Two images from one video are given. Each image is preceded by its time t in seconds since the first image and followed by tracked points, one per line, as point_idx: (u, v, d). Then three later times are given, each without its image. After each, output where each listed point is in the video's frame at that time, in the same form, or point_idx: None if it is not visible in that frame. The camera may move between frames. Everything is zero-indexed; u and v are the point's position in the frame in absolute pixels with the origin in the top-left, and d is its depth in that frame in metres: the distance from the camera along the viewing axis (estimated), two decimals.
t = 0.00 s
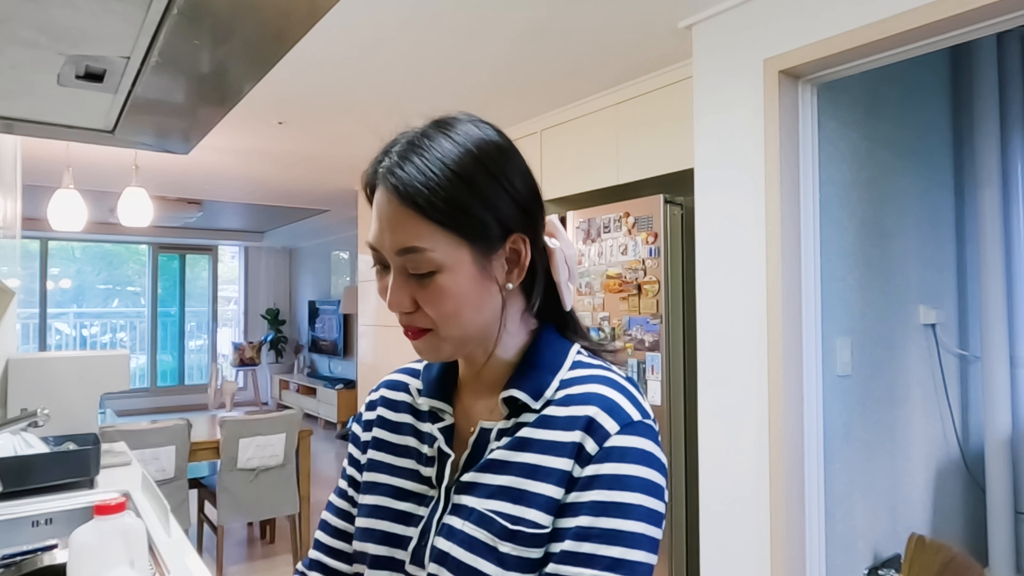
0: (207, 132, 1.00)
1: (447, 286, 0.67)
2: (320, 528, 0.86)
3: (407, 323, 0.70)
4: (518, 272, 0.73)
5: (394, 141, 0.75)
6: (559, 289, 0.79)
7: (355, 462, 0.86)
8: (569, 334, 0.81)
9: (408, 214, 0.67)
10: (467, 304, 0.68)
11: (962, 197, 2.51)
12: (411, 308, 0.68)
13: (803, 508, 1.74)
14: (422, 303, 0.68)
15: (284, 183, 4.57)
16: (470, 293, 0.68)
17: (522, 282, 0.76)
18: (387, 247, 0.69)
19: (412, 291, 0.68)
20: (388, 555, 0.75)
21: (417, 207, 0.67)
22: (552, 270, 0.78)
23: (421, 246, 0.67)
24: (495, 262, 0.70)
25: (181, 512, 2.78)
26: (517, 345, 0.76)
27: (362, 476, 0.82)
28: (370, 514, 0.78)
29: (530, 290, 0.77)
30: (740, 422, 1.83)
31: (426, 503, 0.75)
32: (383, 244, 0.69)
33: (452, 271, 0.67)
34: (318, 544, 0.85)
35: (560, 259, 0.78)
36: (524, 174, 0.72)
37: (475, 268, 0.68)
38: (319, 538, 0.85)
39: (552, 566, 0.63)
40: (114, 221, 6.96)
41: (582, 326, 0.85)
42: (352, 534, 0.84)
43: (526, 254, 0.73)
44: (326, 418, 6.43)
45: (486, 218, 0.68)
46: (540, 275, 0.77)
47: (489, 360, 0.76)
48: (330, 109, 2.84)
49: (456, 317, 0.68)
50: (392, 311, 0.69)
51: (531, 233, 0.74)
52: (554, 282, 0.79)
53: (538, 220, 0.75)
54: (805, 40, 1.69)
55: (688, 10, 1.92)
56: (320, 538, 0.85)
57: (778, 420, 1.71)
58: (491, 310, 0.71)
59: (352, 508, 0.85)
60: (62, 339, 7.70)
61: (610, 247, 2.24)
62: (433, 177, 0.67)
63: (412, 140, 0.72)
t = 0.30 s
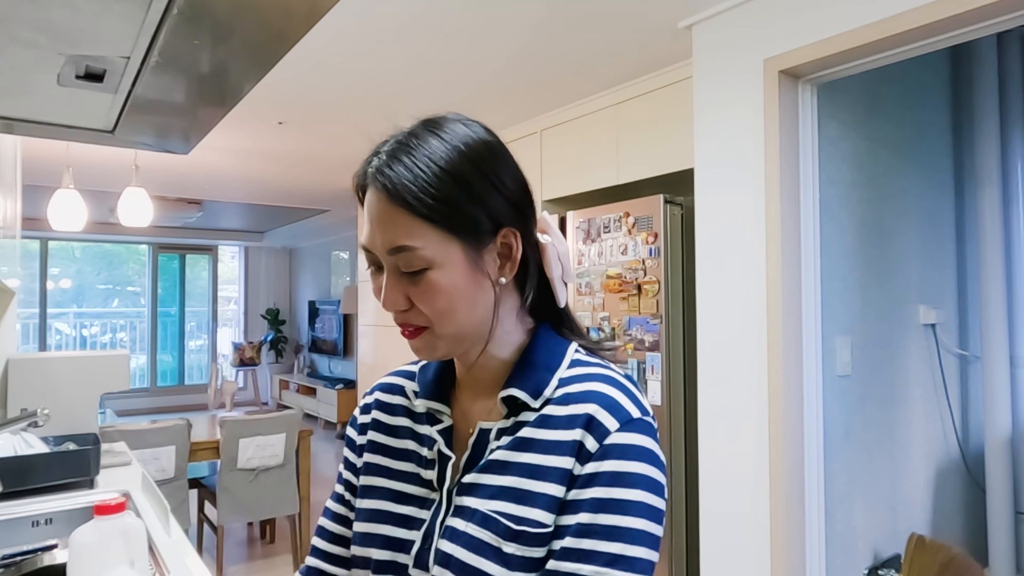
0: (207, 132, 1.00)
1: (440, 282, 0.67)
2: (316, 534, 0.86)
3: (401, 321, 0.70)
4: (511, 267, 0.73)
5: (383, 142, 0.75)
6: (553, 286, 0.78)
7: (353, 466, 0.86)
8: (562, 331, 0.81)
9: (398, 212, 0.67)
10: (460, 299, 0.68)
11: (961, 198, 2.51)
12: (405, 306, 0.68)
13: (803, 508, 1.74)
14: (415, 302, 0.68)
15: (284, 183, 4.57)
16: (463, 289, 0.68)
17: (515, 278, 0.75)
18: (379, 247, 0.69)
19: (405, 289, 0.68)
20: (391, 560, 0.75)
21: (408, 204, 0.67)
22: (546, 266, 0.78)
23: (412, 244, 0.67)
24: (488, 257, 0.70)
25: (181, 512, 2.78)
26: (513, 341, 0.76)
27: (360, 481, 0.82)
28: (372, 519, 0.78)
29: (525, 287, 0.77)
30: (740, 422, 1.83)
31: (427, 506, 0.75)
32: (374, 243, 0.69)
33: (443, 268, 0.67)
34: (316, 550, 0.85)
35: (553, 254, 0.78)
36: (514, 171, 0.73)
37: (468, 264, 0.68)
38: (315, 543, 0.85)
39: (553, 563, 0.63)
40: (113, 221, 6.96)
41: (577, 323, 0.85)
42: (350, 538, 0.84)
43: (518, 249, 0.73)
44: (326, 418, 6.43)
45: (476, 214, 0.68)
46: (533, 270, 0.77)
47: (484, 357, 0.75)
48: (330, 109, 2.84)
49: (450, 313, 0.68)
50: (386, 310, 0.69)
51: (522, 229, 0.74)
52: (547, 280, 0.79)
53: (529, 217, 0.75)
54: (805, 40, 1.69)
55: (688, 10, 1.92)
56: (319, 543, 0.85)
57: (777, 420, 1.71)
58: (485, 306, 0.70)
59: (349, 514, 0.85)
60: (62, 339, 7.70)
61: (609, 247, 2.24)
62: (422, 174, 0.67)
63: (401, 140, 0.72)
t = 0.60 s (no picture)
0: (207, 132, 1.00)
1: (386, 275, 0.67)
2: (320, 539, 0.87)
3: (368, 326, 0.70)
4: (460, 248, 0.71)
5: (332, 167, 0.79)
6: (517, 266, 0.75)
7: (347, 473, 0.87)
8: (546, 321, 0.80)
9: (339, 220, 0.69)
10: (412, 289, 0.67)
11: (961, 198, 2.51)
12: (365, 310, 0.69)
13: (803, 508, 1.74)
14: (367, 299, 0.68)
15: (284, 183, 4.57)
16: (409, 277, 0.67)
17: (472, 259, 0.73)
18: (331, 259, 0.70)
19: (359, 292, 0.68)
20: (381, 567, 0.75)
21: (345, 210, 0.68)
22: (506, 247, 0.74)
23: (352, 243, 0.68)
24: (432, 244, 0.70)
25: (181, 513, 2.78)
26: (489, 331, 0.75)
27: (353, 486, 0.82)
28: (362, 525, 0.78)
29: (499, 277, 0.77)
30: (740, 422, 1.83)
31: (416, 513, 0.75)
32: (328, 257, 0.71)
33: (384, 259, 0.67)
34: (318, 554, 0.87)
35: (507, 230, 0.73)
36: (444, 159, 0.73)
37: (411, 254, 0.68)
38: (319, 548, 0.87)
39: None
40: (114, 221, 6.96)
41: (568, 316, 0.84)
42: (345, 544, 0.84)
43: (461, 228, 0.71)
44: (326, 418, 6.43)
45: (412, 205, 0.69)
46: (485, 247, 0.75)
47: (461, 351, 0.75)
48: (330, 109, 2.84)
49: (399, 304, 0.67)
50: (350, 318, 0.70)
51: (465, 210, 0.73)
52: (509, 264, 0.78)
53: (473, 200, 0.75)
54: (805, 40, 1.69)
55: (689, 10, 1.92)
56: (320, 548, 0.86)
57: (778, 420, 1.71)
58: (438, 290, 0.69)
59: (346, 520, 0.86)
60: (62, 339, 7.70)
61: (610, 247, 2.24)
62: (352, 180, 0.69)
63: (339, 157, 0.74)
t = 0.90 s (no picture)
0: (207, 132, 1.00)
1: (382, 268, 0.67)
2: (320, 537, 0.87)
3: (365, 319, 0.70)
4: (459, 245, 0.71)
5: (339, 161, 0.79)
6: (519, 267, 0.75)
7: (351, 468, 0.87)
8: (548, 322, 0.80)
9: (340, 212, 0.69)
10: (407, 282, 0.67)
11: (962, 198, 2.51)
12: (361, 302, 0.69)
13: (803, 508, 1.74)
14: (364, 291, 0.68)
15: (284, 183, 4.57)
16: (405, 271, 0.67)
17: (472, 258, 0.73)
18: (331, 251, 0.71)
19: (356, 284, 0.69)
20: (381, 565, 0.74)
21: (346, 202, 0.69)
22: (508, 248, 0.74)
23: (351, 235, 0.68)
24: (431, 239, 0.70)
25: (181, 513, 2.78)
26: (487, 330, 0.75)
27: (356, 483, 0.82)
28: (364, 522, 0.78)
29: (501, 276, 0.77)
30: (740, 422, 1.83)
31: (417, 511, 0.75)
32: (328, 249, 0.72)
33: (381, 251, 0.67)
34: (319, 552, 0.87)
35: (511, 233, 0.74)
36: (449, 159, 0.74)
37: (409, 248, 0.68)
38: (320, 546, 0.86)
39: None
40: (114, 221, 6.96)
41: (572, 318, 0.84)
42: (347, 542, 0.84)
43: (460, 225, 0.71)
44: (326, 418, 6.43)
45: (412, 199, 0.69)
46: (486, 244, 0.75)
47: (460, 349, 0.75)
48: (330, 109, 2.84)
49: (394, 296, 0.67)
50: (347, 310, 0.70)
51: (466, 208, 0.73)
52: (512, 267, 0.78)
53: (476, 199, 0.74)
54: (805, 40, 1.69)
55: (689, 10, 1.92)
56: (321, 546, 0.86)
57: (778, 420, 1.71)
58: (435, 284, 0.69)
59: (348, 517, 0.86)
60: (62, 339, 7.70)
61: (610, 247, 2.24)
62: (354, 173, 0.70)
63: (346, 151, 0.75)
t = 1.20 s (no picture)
0: (207, 132, 1.00)
1: (386, 271, 0.67)
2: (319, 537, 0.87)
3: (368, 323, 0.70)
4: (460, 246, 0.71)
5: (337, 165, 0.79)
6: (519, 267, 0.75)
7: (353, 469, 0.87)
8: (547, 321, 0.80)
9: (343, 217, 0.69)
10: (411, 284, 0.67)
11: (962, 198, 2.51)
12: (365, 305, 0.69)
13: (803, 508, 1.74)
14: (367, 294, 0.68)
15: (284, 183, 4.57)
16: (409, 273, 0.67)
17: (473, 259, 0.73)
18: (333, 255, 0.70)
19: (359, 287, 0.68)
20: (382, 564, 0.74)
21: (349, 206, 0.69)
22: (507, 248, 0.74)
23: (353, 238, 0.68)
24: (434, 241, 0.70)
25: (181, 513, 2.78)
26: (489, 330, 0.75)
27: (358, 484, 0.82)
28: (365, 522, 0.78)
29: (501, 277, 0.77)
30: (740, 422, 1.83)
31: (417, 511, 0.75)
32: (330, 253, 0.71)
33: (384, 255, 0.67)
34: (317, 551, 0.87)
35: (508, 232, 0.74)
36: (449, 161, 0.74)
37: (412, 250, 0.68)
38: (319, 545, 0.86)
39: None
40: (114, 221, 6.96)
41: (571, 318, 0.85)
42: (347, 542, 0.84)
43: (462, 226, 0.71)
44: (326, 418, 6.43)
45: (415, 202, 0.69)
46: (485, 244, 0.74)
47: (461, 351, 0.75)
48: (330, 109, 2.84)
49: (398, 299, 0.67)
50: (350, 314, 0.70)
51: (467, 209, 0.73)
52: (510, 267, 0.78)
53: (474, 200, 0.75)
54: (805, 40, 1.69)
55: (688, 10, 1.92)
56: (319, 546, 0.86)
57: (778, 420, 1.71)
58: (439, 285, 0.69)
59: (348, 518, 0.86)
60: (62, 339, 7.70)
61: (610, 247, 2.24)
62: (357, 178, 0.69)
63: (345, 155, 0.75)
